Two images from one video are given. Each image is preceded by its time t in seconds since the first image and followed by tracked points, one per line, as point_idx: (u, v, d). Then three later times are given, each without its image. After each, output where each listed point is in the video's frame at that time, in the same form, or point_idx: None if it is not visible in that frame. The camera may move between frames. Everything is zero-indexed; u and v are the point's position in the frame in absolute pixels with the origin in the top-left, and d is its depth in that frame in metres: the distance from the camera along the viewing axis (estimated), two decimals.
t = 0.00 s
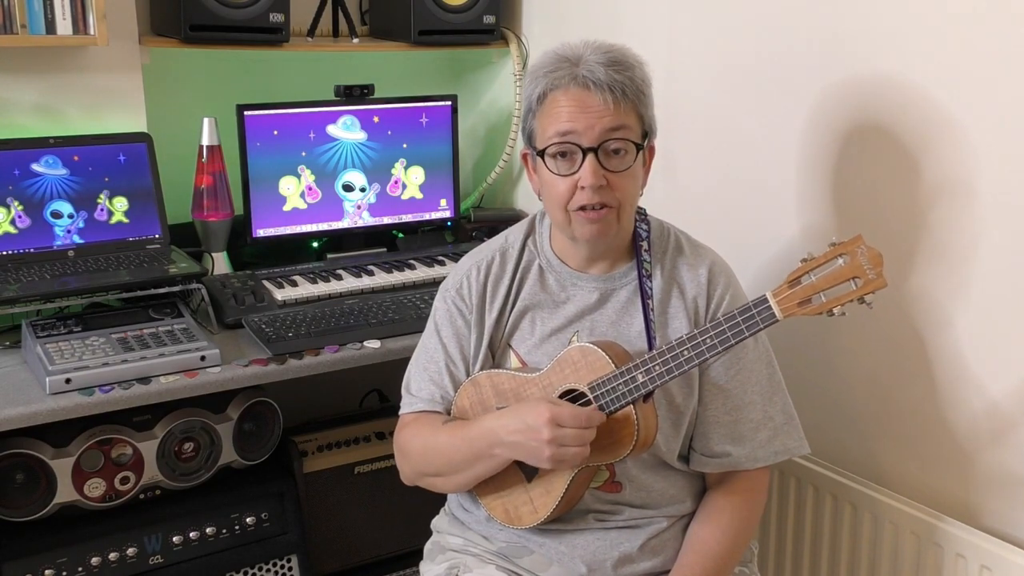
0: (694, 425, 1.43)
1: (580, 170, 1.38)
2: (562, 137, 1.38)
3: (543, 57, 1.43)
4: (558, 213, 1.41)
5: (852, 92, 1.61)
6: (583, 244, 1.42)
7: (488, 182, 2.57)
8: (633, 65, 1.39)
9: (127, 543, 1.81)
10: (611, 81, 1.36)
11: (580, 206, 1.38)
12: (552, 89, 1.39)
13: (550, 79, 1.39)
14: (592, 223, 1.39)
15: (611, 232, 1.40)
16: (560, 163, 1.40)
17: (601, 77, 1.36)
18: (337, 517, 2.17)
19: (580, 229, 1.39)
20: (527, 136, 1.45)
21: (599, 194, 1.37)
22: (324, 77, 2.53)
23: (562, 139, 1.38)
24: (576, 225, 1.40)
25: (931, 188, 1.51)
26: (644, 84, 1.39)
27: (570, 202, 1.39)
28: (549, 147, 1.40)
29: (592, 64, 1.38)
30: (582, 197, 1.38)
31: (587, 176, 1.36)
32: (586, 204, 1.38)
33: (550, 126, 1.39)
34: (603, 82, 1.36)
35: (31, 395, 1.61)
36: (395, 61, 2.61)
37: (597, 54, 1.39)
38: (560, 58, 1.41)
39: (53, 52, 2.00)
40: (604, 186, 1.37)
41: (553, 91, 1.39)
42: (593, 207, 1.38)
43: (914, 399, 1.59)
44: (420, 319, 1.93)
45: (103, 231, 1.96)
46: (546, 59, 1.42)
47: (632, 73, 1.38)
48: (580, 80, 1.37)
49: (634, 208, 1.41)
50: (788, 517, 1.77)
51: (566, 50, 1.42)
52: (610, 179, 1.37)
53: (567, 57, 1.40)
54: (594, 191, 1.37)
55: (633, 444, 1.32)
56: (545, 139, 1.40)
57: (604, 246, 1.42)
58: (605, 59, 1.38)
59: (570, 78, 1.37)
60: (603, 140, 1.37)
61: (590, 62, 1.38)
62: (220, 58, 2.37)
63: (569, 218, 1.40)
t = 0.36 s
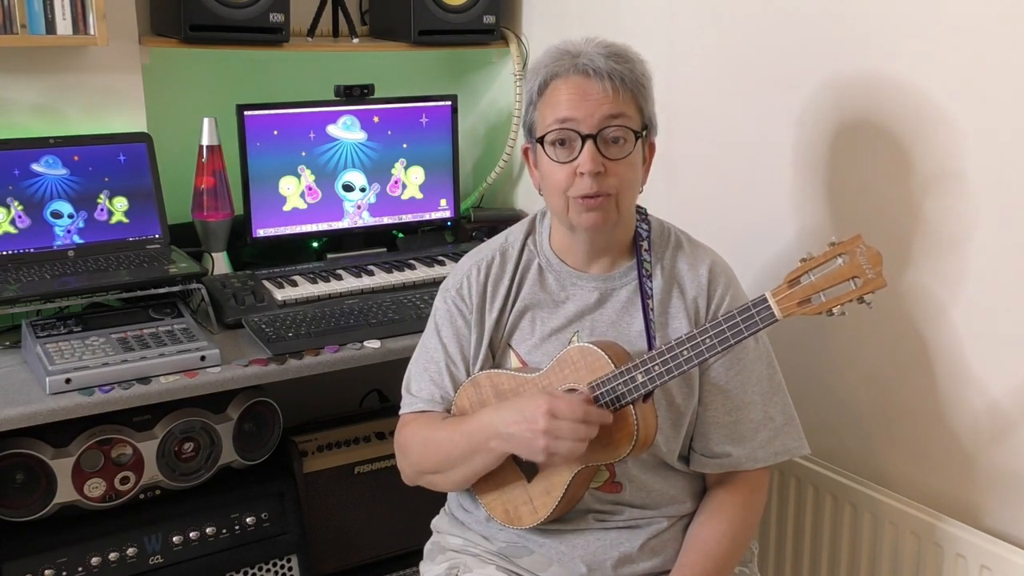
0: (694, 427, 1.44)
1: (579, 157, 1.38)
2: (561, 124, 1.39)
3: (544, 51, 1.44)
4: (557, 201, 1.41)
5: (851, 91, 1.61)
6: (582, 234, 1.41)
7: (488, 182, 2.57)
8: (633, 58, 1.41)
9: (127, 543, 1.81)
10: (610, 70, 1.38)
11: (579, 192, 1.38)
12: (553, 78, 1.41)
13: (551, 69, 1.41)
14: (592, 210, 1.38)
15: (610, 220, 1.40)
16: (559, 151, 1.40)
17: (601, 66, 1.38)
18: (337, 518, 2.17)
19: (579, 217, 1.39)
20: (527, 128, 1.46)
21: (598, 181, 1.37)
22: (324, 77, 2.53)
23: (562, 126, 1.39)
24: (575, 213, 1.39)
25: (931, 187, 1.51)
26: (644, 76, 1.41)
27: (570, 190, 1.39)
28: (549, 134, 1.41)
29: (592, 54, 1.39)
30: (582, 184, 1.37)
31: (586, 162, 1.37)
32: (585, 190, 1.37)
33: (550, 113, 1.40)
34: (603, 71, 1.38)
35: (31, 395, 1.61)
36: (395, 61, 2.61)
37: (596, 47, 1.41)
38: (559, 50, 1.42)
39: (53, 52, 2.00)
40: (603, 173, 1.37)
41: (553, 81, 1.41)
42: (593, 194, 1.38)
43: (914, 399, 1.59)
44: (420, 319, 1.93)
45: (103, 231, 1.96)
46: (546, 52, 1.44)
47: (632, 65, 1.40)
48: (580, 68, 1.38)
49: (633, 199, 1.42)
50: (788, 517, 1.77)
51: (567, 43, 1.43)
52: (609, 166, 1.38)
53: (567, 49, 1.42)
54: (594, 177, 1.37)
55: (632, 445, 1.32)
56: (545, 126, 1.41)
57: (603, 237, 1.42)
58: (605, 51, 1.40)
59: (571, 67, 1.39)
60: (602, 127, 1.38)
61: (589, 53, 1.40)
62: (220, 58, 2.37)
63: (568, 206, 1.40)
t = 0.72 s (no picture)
0: (694, 421, 1.43)
1: (578, 140, 1.39)
2: (561, 108, 1.40)
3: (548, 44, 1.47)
4: (557, 186, 1.41)
5: (849, 89, 1.60)
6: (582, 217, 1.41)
7: (488, 181, 2.57)
8: (634, 52, 1.43)
9: (127, 543, 1.81)
10: (610, 58, 1.40)
11: (579, 174, 1.38)
12: (555, 66, 1.43)
13: (552, 58, 1.43)
14: (591, 191, 1.38)
15: (610, 203, 1.39)
16: (559, 136, 1.42)
17: (601, 54, 1.40)
18: (337, 517, 2.17)
19: (579, 199, 1.39)
20: (530, 118, 1.48)
21: (597, 161, 1.38)
22: (324, 77, 2.53)
23: (562, 110, 1.41)
24: (574, 196, 1.39)
25: (929, 184, 1.51)
26: (643, 68, 1.43)
27: (569, 172, 1.40)
28: (549, 119, 1.42)
29: (593, 45, 1.42)
30: (581, 164, 1.38)
31: (585, 144, 1.38)
32: (583, 170, 1.38)
33: (551, 99, 1.42)
34: (603, 59, 1.40)
35: (30, 395, 1.61)
36: (395, 61, 2.62)
37: (597, 40, 1.43)
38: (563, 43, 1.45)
39: (52, 53, 2.00)
40: (602, 154, 1.38)
41: (554, 70, 1.43)
42: (592, 176, 1.38)
43: (914, 397, 1.59)
44: (420, 319, 1.93)
45: (103, 231, 1.96)
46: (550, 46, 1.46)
47: (633, 57, 1.42)
48: (580, 55, 1.41)
49: (633, 186, 1.41)
50: (788, 516, 1.77)
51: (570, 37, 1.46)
52: (608, 148, 1.38)
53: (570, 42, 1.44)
54: (593, 157, 1.37)
55: (634, 435, 1.32)
56: (546, 111, 1.43)
57: (604, 225, 1.42)
58: (606, 43, 1.42)
59: (572, 56, 1.42)
60: (601, 111, 1.39)
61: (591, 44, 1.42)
62: (220, 58, 2.37)
63: (567, 190, 1.40)
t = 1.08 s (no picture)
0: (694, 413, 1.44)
1: (574, 138, 1.39)
2: (559, 105, 1.40)
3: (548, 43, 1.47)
4: (556, 182, 1.42)
5: (847, 88, 1.60)
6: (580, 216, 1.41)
7: (488, 181, 2.57)
8: (633, 48, 1.43)
9: (127, 543, 1.81)
10: (608, 56, 1.40)
11: (575, 174, 1.38)
12: (555, 63, 1.43)
13: (551, 56, 1.43)
14: (589, 193, 1.39)
15: (607, 200, 1.39)
16: (558, 134, 1.42)
17: (598, 53, 1.40)
18: (337, 517, 2.17)
19: (578, 197, 1.39)
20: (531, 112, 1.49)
21: (593, 161, 1.38)
22: (324, 78, 2.53)
23: (559, 107, 1.40)
24: (572, 196, 1.40)
25: (928, 181, 1.50)
26: (641, 64, 1.42)
27: (566, 171, 1.40)
28: (547, 116, 1.42)
29: (592, 43, 1.41)
30: (577, 164, 1.38)
31: (580, 143, 1.38)
32: (581, 170, 1.38)
33: (551, 96, 1.42)
34: (600, 58, 1.40)
35: (30, 395, 1.61)
36: (395, 61, 2.62)
37: (597, 36, 1.42)
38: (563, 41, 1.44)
39: (52, 53, 2.00)
40: (597, 154, 1.38)
41: (553, 68, 1.43)
42: (588, 176, 1.38)
43: (915, 397, 1.59)
44: (421, 320, 1.93)
45: (103, 231, 1.96)
46: (551, 41, 1.46)
47: (631, 53, 1.42)
48: (578, 54, 1.41)
49: (631, 183, 1.41)
50: (788, 516, 1.77)
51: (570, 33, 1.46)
52: (603, 147, 1.38)
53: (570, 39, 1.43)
54: (588, 157, 1.37)
55: (634, 425, 1.32)
56: (545, 108, 1.43)
57: (603, 220, 1.42)
58: (605, 39, 1.42)
59: (571, 54, 1.41)
60: (597, 108, 1.39)
61: (591, 43, 1.41)
62: (220, 58, 2.38)
63: (565, 189, 1.41)
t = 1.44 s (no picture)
0: (698, 411, 1.43)
1: (579, 122, 1.39)
2: (564, 90, 1.41)
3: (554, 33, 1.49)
4: (560, 167, 1.42)
5: (849, 88, 1.60)
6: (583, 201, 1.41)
7: (488, 181, 2.57)
8: (637, 38, 1.44)
9: (127, 543, 1.81)
10: (614, 43, 1.41)
11: (578, 158, 1.38)
12: (559, 50, 1.44)
13: (557, 43, 1.45)
14: (591, 175, 1.38)
15: (611, 187, 1.39)
16: (563, 119, 1.42)
17: (603, 40, 1.41)
18: (337, 518, 2.17)
19: (581, 182, 1.39)
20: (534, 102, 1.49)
21: (598, 145, 1.38)
22: (324, 78, 2.53)
23: (564, 93, 1.41)
24: (575, 180, 1.40)
25: (932, 179, 1.51)
26: (646, 53, 1.43)
27: (570, 156, 1.40)
28: (551, 102, 1.42)
29: (597, 32, 1.43)
30: (581, 148, 1.38)
31: (586, 126, 1.38)
32: (585, 155, 1.38)
33: (555, 82, 1.42)
34: (606, 44, 1.41)
35: (30, 395, 1.61)
36: (395, 61, 2.62)
37: (602, 27, 1.44)
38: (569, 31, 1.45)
39: (52, 53, 2.00)
40: (602, 137, 1.38)
41: (558, 55, 1.44)
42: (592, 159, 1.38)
43: (917, 398, 1.59)
44: (421, 320, 1.93)
45: (103, 231, 1.96)
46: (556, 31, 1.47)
47: (635, 43, 1.43)
48: (584, 41, 1.42)
49: (635, 172, 1.41)
50: (788, 517, 1.77)
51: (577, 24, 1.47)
52: (608, 131, 1.39)
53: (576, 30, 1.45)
54: (593, 140, 1.38)
55: (639, 420, 1.31)
56: (549, 93, 1.43)
57: (606, 209, 1.42)
58: (610, 29, 1.43)
59: (576, 42, 1.42)
60: (602, 94, 1.40)
61: (597, 32, 1.43)
62: (220, 59, 2.37)
63: (568, 173, 1.41)
